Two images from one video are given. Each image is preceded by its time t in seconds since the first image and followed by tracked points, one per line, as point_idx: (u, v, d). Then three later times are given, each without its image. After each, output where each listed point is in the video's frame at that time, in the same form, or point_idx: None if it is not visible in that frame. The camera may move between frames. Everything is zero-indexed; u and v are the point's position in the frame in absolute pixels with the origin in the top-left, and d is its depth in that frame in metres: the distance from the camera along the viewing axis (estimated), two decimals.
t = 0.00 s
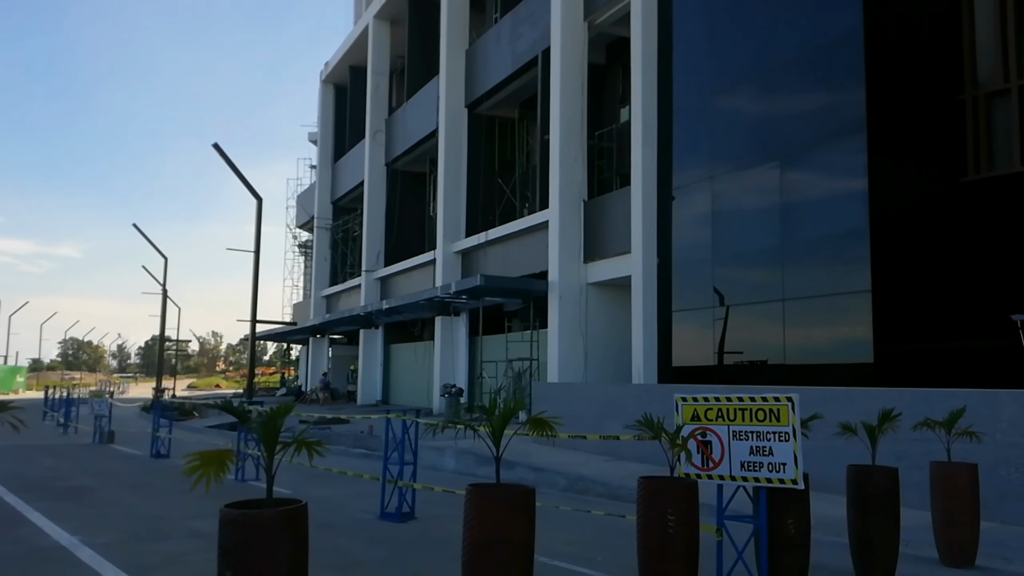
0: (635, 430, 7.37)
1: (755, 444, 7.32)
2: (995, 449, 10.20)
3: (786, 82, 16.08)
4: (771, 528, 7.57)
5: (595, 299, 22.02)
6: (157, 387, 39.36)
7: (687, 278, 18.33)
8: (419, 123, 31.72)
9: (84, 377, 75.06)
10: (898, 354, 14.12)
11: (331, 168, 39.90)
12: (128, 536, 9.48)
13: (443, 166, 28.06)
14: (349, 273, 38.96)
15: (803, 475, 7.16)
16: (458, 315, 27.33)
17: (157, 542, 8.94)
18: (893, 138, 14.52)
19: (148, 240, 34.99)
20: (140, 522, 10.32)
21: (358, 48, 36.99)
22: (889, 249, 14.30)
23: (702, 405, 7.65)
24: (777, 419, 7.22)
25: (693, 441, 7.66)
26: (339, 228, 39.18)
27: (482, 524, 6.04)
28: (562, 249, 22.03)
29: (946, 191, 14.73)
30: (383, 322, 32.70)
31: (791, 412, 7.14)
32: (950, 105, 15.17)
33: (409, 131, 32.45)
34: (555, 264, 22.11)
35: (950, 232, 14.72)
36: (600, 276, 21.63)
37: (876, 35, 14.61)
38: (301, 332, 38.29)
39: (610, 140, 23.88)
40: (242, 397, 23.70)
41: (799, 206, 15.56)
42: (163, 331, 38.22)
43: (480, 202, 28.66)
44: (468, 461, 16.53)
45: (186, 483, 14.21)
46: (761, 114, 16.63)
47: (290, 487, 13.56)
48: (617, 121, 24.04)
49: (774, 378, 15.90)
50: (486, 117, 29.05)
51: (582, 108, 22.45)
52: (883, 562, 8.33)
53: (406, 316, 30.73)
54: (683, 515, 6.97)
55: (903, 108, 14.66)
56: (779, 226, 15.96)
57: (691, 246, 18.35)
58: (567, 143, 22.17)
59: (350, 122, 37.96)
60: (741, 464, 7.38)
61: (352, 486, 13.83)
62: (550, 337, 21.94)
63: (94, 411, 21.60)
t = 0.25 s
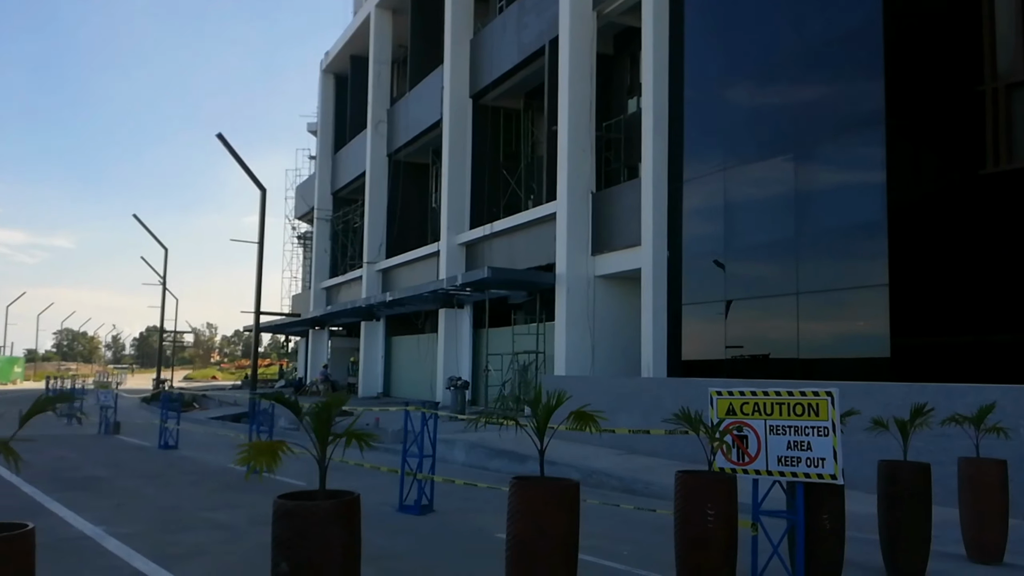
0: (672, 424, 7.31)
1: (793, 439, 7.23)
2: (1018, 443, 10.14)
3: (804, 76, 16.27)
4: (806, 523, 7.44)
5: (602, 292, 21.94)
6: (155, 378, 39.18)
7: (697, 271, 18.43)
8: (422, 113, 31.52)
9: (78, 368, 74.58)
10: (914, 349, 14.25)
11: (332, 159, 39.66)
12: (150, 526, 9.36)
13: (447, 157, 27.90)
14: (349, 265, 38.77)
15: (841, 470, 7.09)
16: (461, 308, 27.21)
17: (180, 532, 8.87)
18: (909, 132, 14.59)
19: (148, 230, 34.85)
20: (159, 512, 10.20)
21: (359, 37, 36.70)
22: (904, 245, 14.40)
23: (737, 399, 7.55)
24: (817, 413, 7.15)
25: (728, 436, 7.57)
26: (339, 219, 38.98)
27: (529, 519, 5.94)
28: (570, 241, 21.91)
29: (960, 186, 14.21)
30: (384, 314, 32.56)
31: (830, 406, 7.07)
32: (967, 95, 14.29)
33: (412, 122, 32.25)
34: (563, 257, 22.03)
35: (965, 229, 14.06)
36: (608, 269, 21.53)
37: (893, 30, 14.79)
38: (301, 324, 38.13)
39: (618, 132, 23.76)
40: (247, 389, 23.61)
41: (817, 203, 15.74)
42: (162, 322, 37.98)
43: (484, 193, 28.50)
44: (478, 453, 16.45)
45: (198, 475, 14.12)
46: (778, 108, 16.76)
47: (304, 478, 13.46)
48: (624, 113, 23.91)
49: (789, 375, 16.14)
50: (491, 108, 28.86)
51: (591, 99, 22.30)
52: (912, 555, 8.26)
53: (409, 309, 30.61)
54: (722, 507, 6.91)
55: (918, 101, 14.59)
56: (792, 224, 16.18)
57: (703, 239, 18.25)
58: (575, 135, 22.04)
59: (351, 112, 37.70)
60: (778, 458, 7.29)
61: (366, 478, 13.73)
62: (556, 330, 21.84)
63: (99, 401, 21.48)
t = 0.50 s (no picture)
0: (703, 418, 7.24)
1: (826, 434, 7.15)
2: None
3: (815, 68, 16.26)
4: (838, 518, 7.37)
5: (606, 286, 21.78)
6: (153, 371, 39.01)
7: (703, 265, 18.43)
8: (421, 105, 31.32)
9: (70, 361, 74.37)
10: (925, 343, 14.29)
11: (329, 151, 39.41)
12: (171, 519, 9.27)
13: (447, 149, 27.71)
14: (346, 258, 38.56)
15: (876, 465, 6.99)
16: (461, 301, 27.08)
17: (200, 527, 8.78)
18: (921, 124, 14.55)
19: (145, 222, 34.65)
20: (176, 505, 10.06)
21: (357, 29, 36.42)
22: (916, 237, 14.38)
23: (769, 394, 7.46)
24: (851, 408, 7.05)
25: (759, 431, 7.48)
26: (337, 212, 38.78)
27: (571, 513, 5.90)
28: (573, 235, 21.79)
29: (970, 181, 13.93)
30: (383, 308, 32.42)
31: (866, 401, 6.98)
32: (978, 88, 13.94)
33: (410, 114, 32.03)
34: (566, 250, 21.86)
35: (975, 225, 13.77)
36: (612, 263, 21.42)
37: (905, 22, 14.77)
38: (299, 317, 38.01)
39: (621, 124, 23.57)
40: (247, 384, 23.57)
41: (829, 197, 15.81)
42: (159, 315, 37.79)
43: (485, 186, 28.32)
44: (484, 447, 16.34)
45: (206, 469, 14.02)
46: (790, 100, 16.76)
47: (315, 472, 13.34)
48: (628, 105, 23.74)
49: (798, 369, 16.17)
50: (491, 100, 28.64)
51: (595, 90, 22.13)
52: (941, 553, 8.17)
53: (408, 303, 30.45)
54: (758, 504, 6.79)
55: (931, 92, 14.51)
56: (803, 218, 16.22)
57: (711, 232, 18.17)
58: (579, 127, 21.89)
59: (348, 104, 37.45)
60: (811, 453, 7.21)
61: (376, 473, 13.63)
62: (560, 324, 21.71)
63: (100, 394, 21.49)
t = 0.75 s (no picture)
0: (741, 412, 7.17)
1: (864, 429, 7.03)
2: None
3: (822, 59, 16.14)
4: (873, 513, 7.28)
5: (607, 280, 21.61)
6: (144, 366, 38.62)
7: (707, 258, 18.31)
8: (416, 97, 31.06)
9: (59, 357, 73.67)
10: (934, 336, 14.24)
11: (322, 143, 39.07)
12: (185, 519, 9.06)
13: (444, 142, 27.46)
14: (340, 251, 38.29)
15: (915, 461, 6.87)
16: (458, 295, 26.86)
17: (214, 533, 8.63)
18: (930, 116, 14.49)
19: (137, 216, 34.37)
20: (188, 505, 9.85)
21: (351, 20, 36.08)
22: (927, 230, 14.34)
23: (804, 388, 7.33)
24: (890, 403, 6.93)
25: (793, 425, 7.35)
26: (330, 205, 38.47)
27: (616, 509, 5.78)
28: (574, 228, 21.60)
29: (981, 173, 14.08)
30: (377, 301, 32.16)
31: (905, 395, 6.86)
32: (989, 80, 14.10)
33: (406, 106, 31.78)
34: (566, 244, 21.66)
35: (987, 216, 13.94)
36: (613, 256, 21.27)
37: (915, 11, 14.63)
38: (293, 311, 37.80)
39: (620, 116, 23.33)
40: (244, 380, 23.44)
41: (835, 189, 15.71)
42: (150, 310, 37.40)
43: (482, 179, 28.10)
44: (490, 443, 16.18)
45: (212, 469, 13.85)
46: (796, 91, 16.65)
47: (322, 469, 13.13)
48: (628, 96, 23.53)
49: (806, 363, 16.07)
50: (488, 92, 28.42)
51: (595, 81, 21.86)
52: (972, 549, 8.07)
53: (405, 296, 30.25)
54: (798, 498, 6.63)
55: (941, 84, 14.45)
56: (811, 210, 16.12)
57: (716, 226, 18.05)
58: (580, 119, 21.65)
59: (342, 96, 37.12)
60: (848, 449, 7.08)
61: (384, 470, 13.44)
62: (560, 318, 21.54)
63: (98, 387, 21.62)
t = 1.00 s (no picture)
0: (768, 408, 7.11)
1: (892, 427, 6.91)
2: None
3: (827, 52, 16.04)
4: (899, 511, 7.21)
5: (606, 275, 21.49)
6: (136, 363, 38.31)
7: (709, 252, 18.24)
8: (411, 90, 30.81)
9: (48, 352, 73.08)
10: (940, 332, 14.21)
11: (314, 137, 38.75)
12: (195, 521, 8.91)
13: (440, 136, 27.26)
14: (332, 245, 37.99)
15: (945, 459, 6.75)
16: (454, 290, 26.68)
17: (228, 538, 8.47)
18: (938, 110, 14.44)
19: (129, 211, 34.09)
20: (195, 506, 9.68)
21: (344, 12, 35.74)
22: (933, 225, 14.32)
23: (829, 386, 7.22)
24: (919, 400, 6.82)
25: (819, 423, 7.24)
26: (323, 199, 38.17)
27: (648, 508, 5.64)
28: (573, 223, 21.44)
29: (986, 169, 13.89)
30: (371, 296, 31.97)
31: (934, 393, 6.75)
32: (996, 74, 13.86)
33: (400, 99, 31.49)
34: (565, 239, 21.50)
35: (987, 212, 13.80)
36: (613, 251, 21.15)
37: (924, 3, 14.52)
38: (285, 306, 37.57)
39: (619, 110, 23.19)
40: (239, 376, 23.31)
41: (840, 183, 15.66)
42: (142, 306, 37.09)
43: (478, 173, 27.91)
44: (493, 439, 16.06)
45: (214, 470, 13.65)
46: (801, 85, 16.56)
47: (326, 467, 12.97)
48: (627, 90, 23.33)
49: (810, 358, 16.02)
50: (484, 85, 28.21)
51: (594, 75, 21.68)
52: (996, 546, 8.00)
53: (400, 291, 30.08)
54: (828, 498, 6.53)
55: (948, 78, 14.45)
56: (817, 204, 16.02)
57: (719, 221, 17.97)
58: (580, 113, 21.50)
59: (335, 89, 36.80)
60: (875, 447, 6.97)
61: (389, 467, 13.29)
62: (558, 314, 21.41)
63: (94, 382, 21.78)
